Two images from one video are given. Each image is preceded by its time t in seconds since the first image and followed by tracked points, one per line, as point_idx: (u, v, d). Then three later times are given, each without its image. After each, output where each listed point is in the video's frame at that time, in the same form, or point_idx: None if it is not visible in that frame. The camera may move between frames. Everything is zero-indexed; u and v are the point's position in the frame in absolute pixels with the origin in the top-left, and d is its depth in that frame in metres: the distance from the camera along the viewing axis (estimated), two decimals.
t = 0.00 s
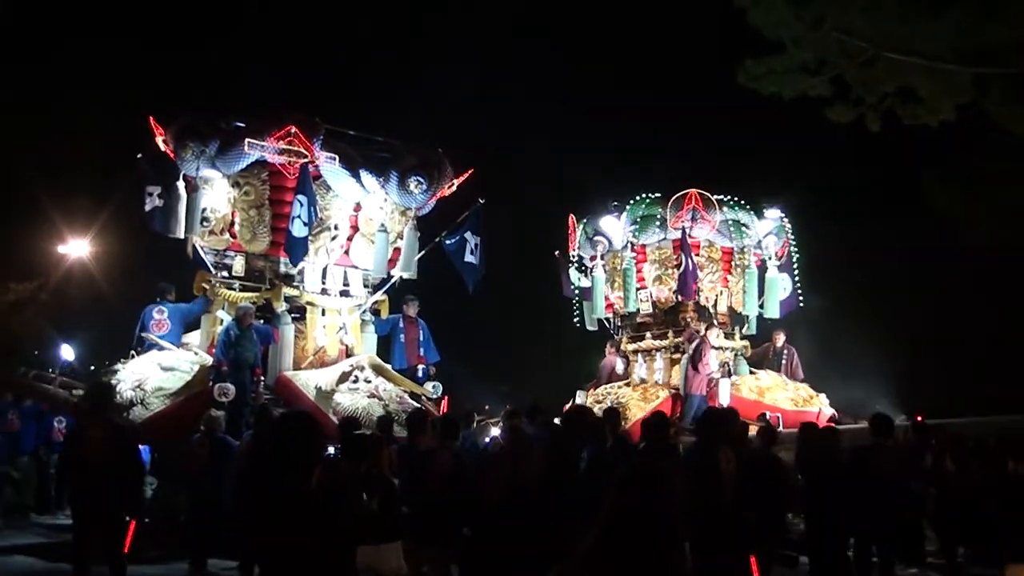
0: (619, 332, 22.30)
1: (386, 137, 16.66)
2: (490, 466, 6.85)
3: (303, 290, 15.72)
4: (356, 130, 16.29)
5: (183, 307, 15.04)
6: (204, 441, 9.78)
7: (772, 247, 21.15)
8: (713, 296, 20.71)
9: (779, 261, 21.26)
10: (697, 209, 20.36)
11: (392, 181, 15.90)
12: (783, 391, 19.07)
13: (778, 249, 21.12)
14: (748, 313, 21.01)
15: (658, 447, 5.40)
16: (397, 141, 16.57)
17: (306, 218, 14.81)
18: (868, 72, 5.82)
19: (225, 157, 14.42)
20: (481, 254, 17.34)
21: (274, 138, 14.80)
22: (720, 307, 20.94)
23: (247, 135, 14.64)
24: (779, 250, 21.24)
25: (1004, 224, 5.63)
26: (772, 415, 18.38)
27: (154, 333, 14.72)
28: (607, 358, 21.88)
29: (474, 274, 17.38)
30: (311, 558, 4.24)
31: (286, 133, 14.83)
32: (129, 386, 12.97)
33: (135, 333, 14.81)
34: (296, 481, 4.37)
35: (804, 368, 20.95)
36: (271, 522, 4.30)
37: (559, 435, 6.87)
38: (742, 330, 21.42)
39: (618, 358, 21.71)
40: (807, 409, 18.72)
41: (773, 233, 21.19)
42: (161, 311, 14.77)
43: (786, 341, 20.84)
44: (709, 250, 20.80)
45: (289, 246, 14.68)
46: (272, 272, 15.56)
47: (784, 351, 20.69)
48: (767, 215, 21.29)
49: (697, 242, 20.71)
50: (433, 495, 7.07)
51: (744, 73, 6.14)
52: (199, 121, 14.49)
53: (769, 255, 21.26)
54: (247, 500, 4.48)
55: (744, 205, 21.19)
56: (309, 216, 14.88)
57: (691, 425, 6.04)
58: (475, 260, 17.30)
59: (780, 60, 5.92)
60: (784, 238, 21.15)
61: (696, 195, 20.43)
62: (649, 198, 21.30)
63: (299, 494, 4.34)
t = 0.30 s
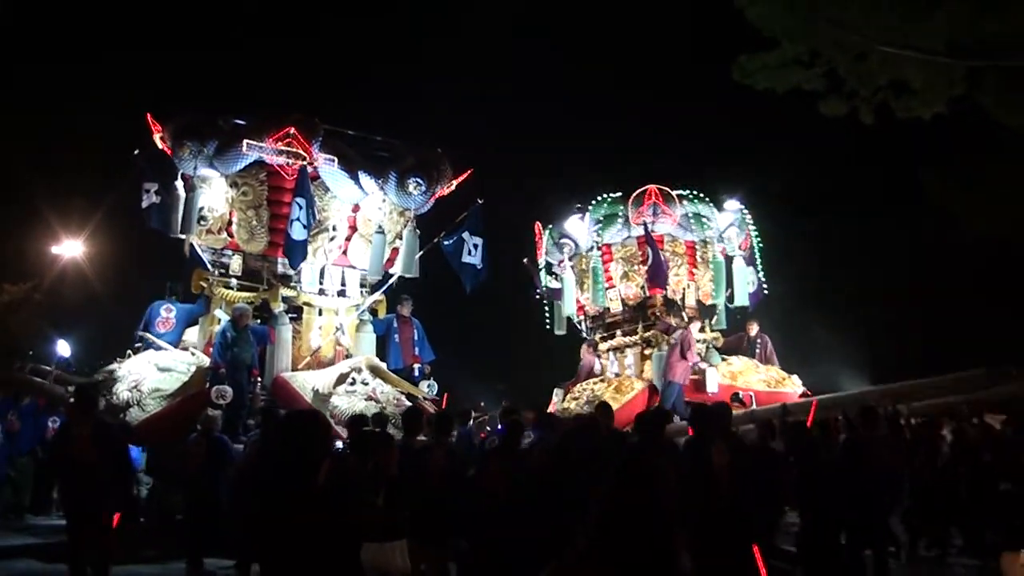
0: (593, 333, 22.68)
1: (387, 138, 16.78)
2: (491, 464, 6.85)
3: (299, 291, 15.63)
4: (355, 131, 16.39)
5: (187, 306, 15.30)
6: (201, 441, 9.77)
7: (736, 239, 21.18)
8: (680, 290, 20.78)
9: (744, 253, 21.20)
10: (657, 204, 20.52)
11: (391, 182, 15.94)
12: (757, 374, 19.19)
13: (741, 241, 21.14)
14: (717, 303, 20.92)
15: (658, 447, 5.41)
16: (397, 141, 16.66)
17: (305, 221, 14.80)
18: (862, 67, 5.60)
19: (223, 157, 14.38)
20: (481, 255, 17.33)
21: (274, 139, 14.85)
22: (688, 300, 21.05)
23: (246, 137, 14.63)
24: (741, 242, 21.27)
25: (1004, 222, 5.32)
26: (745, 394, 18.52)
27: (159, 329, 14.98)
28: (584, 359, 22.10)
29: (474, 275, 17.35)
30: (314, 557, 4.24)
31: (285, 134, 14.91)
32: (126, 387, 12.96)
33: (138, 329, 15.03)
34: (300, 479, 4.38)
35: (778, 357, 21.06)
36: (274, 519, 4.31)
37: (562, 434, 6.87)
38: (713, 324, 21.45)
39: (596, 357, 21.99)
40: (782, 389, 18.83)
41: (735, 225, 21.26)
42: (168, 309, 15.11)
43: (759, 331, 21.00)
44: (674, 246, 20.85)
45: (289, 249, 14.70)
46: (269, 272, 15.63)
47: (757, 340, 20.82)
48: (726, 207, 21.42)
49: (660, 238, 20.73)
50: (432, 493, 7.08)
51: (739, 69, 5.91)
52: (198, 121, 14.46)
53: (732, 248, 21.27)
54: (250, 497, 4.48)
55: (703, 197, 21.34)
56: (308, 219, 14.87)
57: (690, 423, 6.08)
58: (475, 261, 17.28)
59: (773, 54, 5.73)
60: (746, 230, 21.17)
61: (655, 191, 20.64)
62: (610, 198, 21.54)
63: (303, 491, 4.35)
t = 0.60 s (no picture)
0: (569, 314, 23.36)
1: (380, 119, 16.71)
2: (481, 443, 6.85)
3: (292, 273, 15.67)
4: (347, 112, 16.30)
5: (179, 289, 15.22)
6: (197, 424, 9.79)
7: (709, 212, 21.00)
8: (660, 267, 20.76)
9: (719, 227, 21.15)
10: (629, 182, 20.79)
11: (384, 165, 15.67)
12: (735, 348, 19.22)
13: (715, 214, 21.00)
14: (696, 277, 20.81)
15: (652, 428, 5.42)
16: (389, 122, 16.54)
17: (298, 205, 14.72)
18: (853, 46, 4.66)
19: (213, 139, 14.27)
20: (477, 238, 17.29)
21: (265, 121, 14.72)
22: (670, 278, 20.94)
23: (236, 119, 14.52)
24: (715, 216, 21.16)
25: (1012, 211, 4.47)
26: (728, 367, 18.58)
27: (151, 313, 14.88)
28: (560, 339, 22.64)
29: (471, 259, 17.30)
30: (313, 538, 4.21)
31: (276, 116, 14.75)
32: (115, 368, 12.95)
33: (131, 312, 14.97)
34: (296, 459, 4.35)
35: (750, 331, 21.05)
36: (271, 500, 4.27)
37: (552, 414, 6.86)
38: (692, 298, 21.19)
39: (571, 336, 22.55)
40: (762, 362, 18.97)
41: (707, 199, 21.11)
42: (162, 293, 15.03)
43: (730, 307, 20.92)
44: (651, 223, 20.91)
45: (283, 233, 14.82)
46: (260, 254, 15.53)
47: (728, 316, 20.73)
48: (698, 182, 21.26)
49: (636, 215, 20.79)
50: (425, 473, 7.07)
51: (727, 46, 6.26)
52: (188, 102, 14.37)
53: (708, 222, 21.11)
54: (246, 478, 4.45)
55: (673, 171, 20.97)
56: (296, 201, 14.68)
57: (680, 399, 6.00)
58: (470, 244, 17.24)
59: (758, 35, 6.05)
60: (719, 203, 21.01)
61: (626, 169, 20.87)
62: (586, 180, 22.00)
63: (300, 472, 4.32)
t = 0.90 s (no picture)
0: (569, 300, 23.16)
1: (365, 108, 16.59)
2: (472, 435, 6.86)
3: (281, 262, 15.81)
4: (331, 101, 16.21)
5: (167, 280, 14.84)
6: (191, 415, 9.82)
7: (716, 208, 21.32)
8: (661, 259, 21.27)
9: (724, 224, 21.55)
10: (640, 175, 20.95)
11: (370, 153, 15.65)
12: (731, 347, 19.45)
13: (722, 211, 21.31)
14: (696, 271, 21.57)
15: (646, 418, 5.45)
16: (373, 111, 16.47)
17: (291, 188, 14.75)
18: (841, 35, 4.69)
19: (199, 128, 14.25)
20: (467, 225, 17.34)
21: (250, 110, 14.67)
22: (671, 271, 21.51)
23: (220, 108, 14.46)
24: (722, 212, 21.52)
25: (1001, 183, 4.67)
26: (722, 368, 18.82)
27: (139, 307, 14.41)
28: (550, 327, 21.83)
29: (462, 245, 17.33)
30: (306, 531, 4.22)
31: (261, 105, 14.72)
32: (101, 359, 12.91)
33: (117, 305, 14.45)
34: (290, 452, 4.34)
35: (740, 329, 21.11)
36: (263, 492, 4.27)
37: (543, 405, 6.86)
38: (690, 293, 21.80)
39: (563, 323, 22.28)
40: (757, 362, 19.18)
41: (716, 195, 21.36)
42: (150, 286, 14.59)
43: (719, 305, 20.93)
44: (655, 216, 21.31)
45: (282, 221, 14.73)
46: (247, 243, 15.55)
47: (717, 314, 20.74)
48: (708, 178, 21.52)
49: (642, 208, 21.18)
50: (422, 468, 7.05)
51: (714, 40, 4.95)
52: (172, 91, 14.28)
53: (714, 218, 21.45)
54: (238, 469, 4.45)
55: (685, 168, 21.45)
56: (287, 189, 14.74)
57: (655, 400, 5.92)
58: (461, 231, 17.26)
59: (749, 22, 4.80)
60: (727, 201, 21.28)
61: (637, 161, 21.00)
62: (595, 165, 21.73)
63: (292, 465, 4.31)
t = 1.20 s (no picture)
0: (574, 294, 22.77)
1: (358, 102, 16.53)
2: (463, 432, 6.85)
3: (266, 257, 15.62)
4: (323, 95, 16.17)
5: (156, 274, 15.10)
6: (190, 411, 9.82)
7: (723, 205, 21.29)
8: (666, 255, 20.92)
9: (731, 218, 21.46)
10: (645, 170, 20.36)
11: (362, 147, 15.66)
12: (733, 348, 19.45)
13: (729, 207, 21.28)
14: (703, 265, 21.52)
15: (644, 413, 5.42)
16: (367, 105, 16.40)
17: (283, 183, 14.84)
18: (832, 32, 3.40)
19: (192, 123, 14.24)
20: (454, 219, 17.28)
21: (243, 104, 14.57)
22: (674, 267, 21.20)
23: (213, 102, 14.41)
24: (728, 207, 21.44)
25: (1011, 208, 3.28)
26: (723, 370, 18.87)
27: (130, 300, 14.65)
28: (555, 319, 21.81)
29: (448, 240, 17.30)
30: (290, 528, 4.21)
31: (254, 98, 14.58)
32: (94, 353, 12.91)
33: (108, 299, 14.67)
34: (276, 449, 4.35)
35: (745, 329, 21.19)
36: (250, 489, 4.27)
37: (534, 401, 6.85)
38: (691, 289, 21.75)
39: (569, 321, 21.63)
40: (757, 363, 19.18)
41: (722, 191, 21.25)
42: (139, 280, 14.79)
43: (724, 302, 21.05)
44: (660, 212, 20.90)
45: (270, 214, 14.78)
46: (238, 238, 15.58)
47: (723, 311, 20.90)
48: (714, 174, 21.36)
49: (647, 203, 20.72)
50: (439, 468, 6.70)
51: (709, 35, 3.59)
52: (163, 86, 14.32)
53: (720, 214, 21.38)
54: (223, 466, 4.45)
55: (691, 162, 21.15)
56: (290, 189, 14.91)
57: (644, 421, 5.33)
58: (449, 225, 17.23)
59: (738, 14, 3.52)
60: (733, 197, 21.27)
61: (645, 156, 20.43)
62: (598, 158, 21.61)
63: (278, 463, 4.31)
